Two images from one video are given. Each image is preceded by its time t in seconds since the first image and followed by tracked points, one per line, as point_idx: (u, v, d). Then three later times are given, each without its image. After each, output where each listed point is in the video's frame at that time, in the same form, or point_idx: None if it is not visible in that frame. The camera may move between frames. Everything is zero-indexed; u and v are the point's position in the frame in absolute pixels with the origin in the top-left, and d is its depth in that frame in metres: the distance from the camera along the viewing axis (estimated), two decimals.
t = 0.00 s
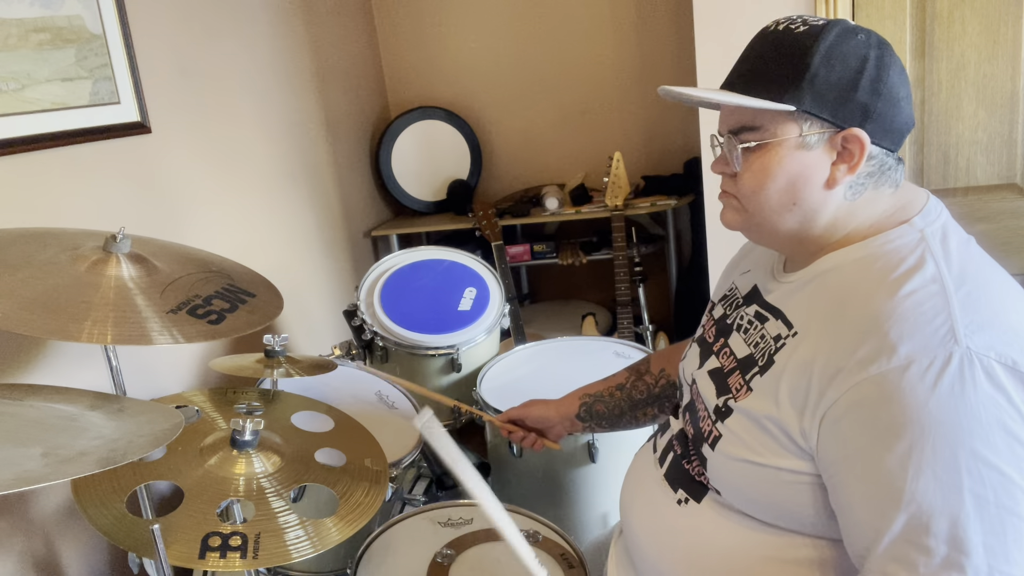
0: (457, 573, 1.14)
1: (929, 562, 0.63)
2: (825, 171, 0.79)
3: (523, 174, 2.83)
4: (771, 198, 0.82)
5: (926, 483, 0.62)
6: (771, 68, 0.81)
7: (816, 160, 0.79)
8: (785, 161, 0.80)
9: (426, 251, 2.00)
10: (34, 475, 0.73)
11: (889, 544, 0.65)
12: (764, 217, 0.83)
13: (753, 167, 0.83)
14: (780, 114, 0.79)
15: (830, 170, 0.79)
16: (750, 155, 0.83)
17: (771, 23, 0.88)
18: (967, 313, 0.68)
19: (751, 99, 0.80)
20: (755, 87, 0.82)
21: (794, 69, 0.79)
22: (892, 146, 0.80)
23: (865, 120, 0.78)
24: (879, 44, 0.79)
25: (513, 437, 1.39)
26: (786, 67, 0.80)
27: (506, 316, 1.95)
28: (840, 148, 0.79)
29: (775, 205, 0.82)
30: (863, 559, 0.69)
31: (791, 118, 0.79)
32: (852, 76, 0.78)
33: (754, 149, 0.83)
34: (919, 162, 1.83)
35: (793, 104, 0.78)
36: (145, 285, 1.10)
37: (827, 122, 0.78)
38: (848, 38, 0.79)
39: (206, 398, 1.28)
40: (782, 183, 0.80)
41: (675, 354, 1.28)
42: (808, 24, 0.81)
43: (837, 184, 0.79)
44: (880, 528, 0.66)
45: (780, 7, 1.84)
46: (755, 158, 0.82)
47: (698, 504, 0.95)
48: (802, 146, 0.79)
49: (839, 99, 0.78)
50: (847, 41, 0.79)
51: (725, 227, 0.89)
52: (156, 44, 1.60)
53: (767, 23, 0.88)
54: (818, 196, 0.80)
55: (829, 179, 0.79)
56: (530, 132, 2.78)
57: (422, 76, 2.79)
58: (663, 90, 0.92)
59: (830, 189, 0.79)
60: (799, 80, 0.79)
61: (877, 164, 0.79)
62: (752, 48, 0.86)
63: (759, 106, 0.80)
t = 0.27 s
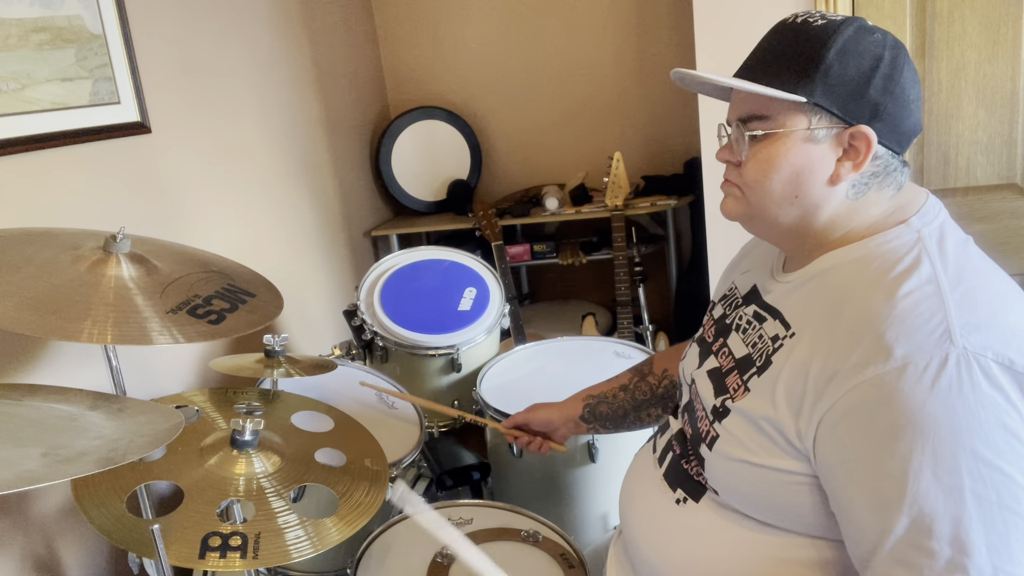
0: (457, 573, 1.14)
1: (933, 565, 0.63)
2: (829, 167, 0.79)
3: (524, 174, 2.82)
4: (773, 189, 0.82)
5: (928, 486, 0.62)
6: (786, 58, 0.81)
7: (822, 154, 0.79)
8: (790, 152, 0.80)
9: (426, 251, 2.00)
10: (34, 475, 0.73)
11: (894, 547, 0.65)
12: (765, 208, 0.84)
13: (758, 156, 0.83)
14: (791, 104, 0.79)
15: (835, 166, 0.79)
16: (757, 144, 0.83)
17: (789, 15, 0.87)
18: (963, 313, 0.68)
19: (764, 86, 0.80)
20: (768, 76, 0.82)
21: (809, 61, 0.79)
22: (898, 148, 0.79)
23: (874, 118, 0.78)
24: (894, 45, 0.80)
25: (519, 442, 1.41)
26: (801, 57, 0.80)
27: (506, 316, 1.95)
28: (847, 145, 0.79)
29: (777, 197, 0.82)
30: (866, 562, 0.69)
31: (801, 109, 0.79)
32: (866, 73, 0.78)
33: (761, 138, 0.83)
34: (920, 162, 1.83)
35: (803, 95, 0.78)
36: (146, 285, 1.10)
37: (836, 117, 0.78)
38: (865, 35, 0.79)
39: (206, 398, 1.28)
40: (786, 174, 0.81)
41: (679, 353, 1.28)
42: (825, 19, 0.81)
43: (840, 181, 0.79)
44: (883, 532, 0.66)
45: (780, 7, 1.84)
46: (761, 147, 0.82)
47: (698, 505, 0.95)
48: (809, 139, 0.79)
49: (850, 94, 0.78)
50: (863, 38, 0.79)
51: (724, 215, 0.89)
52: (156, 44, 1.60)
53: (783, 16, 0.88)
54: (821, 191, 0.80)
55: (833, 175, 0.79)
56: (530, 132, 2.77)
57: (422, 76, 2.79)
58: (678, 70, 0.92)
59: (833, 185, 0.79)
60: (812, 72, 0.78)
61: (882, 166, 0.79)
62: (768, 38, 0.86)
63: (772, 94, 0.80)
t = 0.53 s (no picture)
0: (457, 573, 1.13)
1: (927, 559, 0.63)
2: (826, 168, 0.79)
3: (524, 174, 2.82)
4: (773, 196, 0.82)
5: (926, 481, 0.63)
6: (769, 69, 0.81)
7: (817, 157, 0.79)
8: (786, 158, 0.80)
9: (426, 251, 2.00)
10: (34, 475, 0.73)
11: (888, 541, 0.65)
12: (766, 216, 0.83)
13: (754, 165, 0.83)
14: (780, 113, 0.79)
15: (831, 167, 0.79)
16: (752, 153, 0.83)
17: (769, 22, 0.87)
18: (968, 312, 0.68)
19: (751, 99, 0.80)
20: (755, 87, 0.83)
21: (794, 68, 0.79)
22: (892, 144, 0.79)
23: (864, 117, 0.78)
24: (877, 41, 0.79)
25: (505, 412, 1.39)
26: (785, 66, 0.80)
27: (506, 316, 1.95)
28: (841, 145, 0.78)
29: (777, 204, 0.82)
30: (861, 557, 0.69)
31: (791, 116, 0.79)
32: (851, 74, 0.78)
33: (755, 147, 0.83)
34: (920, 162, 1.83)
35: (791, 102, 0.78)
36: (145, 285, 1.10)
37: (827, 120, 0.78)
38: (846, 37, 0.78)
39: (206, 398, 1.28)
40: (783, 181, 0.80)
41: (674, 347, 1.27)
42: (805, 23, 0.81)
43: (838, 181, 0.79)
44: (879, 526, 0.66)
45: (781, 7, 1.84)
46: (756, 156, 0.82)
47: (698, 505, 0.95)
48: (803, 144, 0.79)
49: (837, 97, 0.78)
50: (845, 39, 0.78)
51: (727, 226, 0.89)
52: (156, 43, 1.60)
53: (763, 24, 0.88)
54: (820, 193, 0.80)
55: (831, 176, 0.79)
56: (530, 132, 2.77)
57: (423, 76, 2.79)
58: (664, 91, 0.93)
59: (832, 185, 0.79)
60: (799, 79, 0.79)
61: (878, 162, 0.79)
62: (751, 49, 0.86)
63: (760, 105, 0.80)
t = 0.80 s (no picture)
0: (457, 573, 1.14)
1: (931, 557, 0.63)
2: (826, 165, 0.79)
3: (523, 174, 2.82)
4: (771, 188, 0.82)
5: (926, 478, 0.62)
6: (782, 59, 0.81)
7: (818, 153, 0.79)
8: (788, 151, 0.80)
9: (426, 251, 2.00)
10: (34, 474, 0.73)
11: (891, 540, 0.65)
12: (762, 208, 0.84)
13: (755, 155, 0.83)
14: (788, 104, 0.79)
15: (831, 165, 0.79)
16: (754, 143, 0.83)
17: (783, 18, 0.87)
18: (962, 309, 0.68)
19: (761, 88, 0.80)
20: (764, 76, 0.82)
21: (804, 61, 0.79)
22: (894, 147, 0.80)
23: (870, 115, 0.78)
24: (889, 44, 0.79)
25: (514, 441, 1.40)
26: (797, 58, 0.80)
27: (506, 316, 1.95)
28: (842, 144, 0.79)
29: (776, 196, 0.82)
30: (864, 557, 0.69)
31: (797, 109, 0.79)
32: (862, 73, 0.78)
33: (757, 137, 0.83)
34: (920, 162, 1.83)
35: (799, 93, 0.78)
36: (146, 285, 1.10)
37: (832, 117, 0.78)
38: (859, 36, 0.79)
39: (206, 398, 1.28)
40: (784, 174, 0.81)
41: (673, 354, 1.28)
42: (820, 19, 0.81)
43: (837, 179, 0.79)
44: (881, 525, 0.66)
45: (780, 7, 1.84)
46: (758, 145, 0.82)
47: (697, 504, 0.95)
48: (806, 138, 0.79)
49: (846, 93, 0.78)
50: (858, 38, 0.79)
51: (722, 215, 0.89)
52: (156, 44, 1.60)
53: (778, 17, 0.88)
54: (818, 190, 0.80)
55: (830, 174, 0.79)
56: (530, 133, 2.78)
57: (422, 76, 2.79)
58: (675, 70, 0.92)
59: (830, 183, 0.80)
60: (808, 71, 0.78)
61: (878, 164, 0.79)
62: (764, 38, 0.86)
63: (769, 94, 0.80)
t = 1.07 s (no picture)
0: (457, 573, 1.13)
1: (922, 555, 0.63)
2: (819, 168, 0.79)
3: (523, 174, 2.82)
4: (767, 199, 0.82)
5: (920, 476, 0.63)
6: (755, 74, 0.82)
7: (808, 158, 0.80)
8: (778, 161, 0.80)
9: (426, 251, 2.00)
10: (34, 474, 0.73)
11: (883, 537, 0.65)
12: (761, 219, 0.84)
13: (746, 170, 0.83)
14: (770, 115, 0.80)
15: (824, 167, 0.79)
16: (744, 158, 0.84)
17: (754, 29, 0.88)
18: (962, 308, 0.68)
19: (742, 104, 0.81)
20: (744, 91, 0.83)
21: (781, 71, 0.79)
22: (884, 141, 0.80)
23: (854, 114, 0.78)
24: (862, 41, 0.79)
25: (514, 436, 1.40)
26: (771, 71, 0.80)
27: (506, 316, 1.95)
28: (831, 146, 0.79)
29: (771, 206, 0.82)
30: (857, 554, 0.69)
31: (781, 118, 0.79)
32: (839, 74, 0.78)
33: (746, 152, 0.83)
34: (919, 162, 1.83)
35: (780, 105, 0.79)
36: (145, 285, 1.10)
37: (817, 120, 0.79)
38: (830, 38, 0.79)
39: (206, 398, 1.28)
40: (777, 183, 0.81)
41: (674, 354, 1.27)
42: (788, 28, 0.82)
43: (832, 179, 0.79)
44: (874, 522, 0.66)
45: (781, 7, 1.84)
46: (747, 160, 0.83)
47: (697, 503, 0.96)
48: (794, 146, 0.80)
49: (827, 96, 0.78)
50: (829, 41, 0.79)
51: (724, 230, 0.90)
52: (156, 44, 1.60)
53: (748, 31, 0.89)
54: (814, 194, 0.80)
55: (824, 175, 0.79)
56: (530, 133, 2.78)
57: (422, 76, 2.79)
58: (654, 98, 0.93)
59: (826, 184, 0.79)
60: (786, 81, 0.79)
61: (869, 160, 0.79)
62: (736, 55, 0.87)
63: (749, 109, 0.80)
